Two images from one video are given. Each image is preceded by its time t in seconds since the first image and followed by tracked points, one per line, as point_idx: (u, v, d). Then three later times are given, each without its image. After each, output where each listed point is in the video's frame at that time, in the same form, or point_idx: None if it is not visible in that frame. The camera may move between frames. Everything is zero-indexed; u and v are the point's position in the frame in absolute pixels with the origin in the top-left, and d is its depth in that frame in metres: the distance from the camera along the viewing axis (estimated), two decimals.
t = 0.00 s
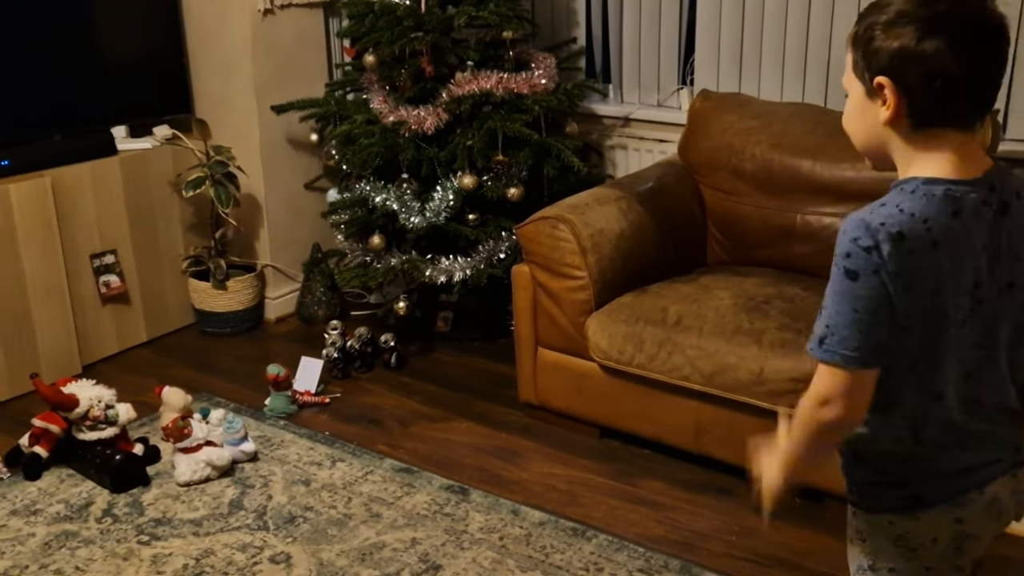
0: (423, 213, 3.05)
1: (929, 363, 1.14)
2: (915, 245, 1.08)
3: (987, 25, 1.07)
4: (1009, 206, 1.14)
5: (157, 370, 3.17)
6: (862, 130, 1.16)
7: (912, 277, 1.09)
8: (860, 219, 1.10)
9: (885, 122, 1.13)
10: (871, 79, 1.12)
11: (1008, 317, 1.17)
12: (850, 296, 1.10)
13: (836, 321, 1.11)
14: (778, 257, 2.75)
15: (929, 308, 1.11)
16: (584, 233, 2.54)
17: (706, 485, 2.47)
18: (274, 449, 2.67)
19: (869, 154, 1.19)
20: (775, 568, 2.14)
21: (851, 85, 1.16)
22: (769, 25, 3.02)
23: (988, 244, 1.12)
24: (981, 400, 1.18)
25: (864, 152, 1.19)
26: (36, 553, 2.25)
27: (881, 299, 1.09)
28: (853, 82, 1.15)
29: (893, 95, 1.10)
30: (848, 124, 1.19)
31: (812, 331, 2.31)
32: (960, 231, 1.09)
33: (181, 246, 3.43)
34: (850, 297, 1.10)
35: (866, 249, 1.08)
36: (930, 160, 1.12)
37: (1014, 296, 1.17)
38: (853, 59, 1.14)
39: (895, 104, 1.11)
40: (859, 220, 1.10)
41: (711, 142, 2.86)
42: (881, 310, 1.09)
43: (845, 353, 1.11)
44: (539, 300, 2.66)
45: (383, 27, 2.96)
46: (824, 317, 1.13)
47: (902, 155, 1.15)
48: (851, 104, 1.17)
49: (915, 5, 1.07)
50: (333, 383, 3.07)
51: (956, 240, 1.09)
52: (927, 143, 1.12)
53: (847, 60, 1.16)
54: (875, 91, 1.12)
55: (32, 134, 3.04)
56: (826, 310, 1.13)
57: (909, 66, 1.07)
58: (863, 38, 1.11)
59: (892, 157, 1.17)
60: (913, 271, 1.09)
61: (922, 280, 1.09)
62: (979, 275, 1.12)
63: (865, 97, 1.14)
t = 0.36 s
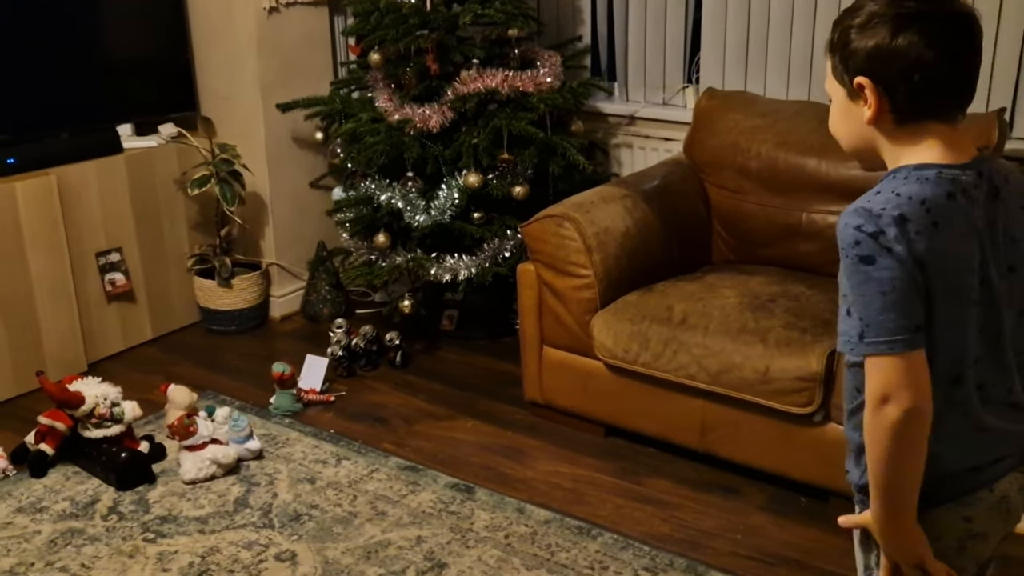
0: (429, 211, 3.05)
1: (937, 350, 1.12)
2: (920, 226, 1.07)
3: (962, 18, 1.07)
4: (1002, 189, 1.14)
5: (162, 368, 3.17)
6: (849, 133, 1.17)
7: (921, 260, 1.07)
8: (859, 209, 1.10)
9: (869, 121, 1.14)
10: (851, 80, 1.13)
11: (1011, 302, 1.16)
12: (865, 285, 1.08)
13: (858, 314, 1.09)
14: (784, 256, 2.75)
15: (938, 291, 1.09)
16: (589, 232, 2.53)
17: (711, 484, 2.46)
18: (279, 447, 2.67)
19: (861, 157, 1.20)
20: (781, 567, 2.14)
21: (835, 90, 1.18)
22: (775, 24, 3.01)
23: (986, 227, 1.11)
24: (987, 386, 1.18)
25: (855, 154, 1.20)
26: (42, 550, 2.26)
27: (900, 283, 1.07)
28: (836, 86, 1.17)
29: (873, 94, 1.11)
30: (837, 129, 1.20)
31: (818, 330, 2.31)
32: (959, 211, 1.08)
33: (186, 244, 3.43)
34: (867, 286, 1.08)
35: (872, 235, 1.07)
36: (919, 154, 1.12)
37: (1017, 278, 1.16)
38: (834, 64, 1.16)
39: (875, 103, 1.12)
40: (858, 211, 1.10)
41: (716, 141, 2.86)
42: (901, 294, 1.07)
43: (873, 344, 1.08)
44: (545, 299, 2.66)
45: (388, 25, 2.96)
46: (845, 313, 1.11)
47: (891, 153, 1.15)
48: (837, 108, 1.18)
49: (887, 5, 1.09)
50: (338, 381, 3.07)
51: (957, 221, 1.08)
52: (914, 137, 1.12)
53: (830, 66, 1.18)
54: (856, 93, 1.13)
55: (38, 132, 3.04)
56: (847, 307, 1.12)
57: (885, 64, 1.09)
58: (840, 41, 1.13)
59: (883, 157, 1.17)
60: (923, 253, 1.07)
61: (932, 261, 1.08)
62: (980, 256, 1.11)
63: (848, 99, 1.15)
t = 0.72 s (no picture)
0: (433, 210, 3.05)
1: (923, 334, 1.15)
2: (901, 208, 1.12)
3: (954, 19, 1.13)
4: (992, 182, 1.16)
5: (166, 366, 3.18)
6: (846, 133, 1.22)
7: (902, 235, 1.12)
8: (844, 192, 1.15)
9: (865, 120, 1.19)
10: (848, 80, 1.18)
11: (1007, 294, 1.19)
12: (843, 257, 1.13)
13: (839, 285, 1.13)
14: (788, 255, 2.74)
15: (921, 273, 1.13)
16: (593, 231, 2.53)
17: (714, 483, 2.46)
18: (283, 445, 2.68)
19: (858, 158, 1.25)
20: (784, 566, 2.14)
21: (832, 91, 1.23)
22: (780, 23, 3.01)
23: (973, 217, 1.15)
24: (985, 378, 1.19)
25: (853, 155, 1.25)
26: (47, 547, 2.26)
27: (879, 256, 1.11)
28: (833, 88, 1.23)
29: (869, 92, 1.16)
30: (833, 129, 1.25)
31: (821, 330, 2.31)
32: (943, 200, 1.13)
33: (191, 242, 3.44)
34: (844, 257, 1.12)
35: (853, 211, 1.13)
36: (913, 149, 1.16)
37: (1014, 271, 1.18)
38: (831, 68, 1.22)
39: (871, 101, 1.17)
40: (843, 193, 1.15)
41: (720, 140, 2.86)
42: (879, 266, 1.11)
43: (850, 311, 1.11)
44: (548, 298, 2.66)
45: (393, 24, 2.96)
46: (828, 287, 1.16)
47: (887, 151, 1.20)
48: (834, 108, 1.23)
49: (883, 7, 1.14)
50: (342, 379, 3.08)
51: (941, 210, 1.12)
52: (908, 134, 1.17)
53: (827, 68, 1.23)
54: (852, 92, 1.18)
55: (44, 130, 3.05)
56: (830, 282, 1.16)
57: (880, 62, 1.14)
58: (838, 43, 1.18)
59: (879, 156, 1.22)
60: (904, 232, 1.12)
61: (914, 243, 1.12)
62: (967, 244, 1.14)
63: (845, 98, 1.20)
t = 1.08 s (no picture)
0: (440, 210, 3.06)
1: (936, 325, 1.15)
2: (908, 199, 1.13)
3: (960, 23, 1.13)
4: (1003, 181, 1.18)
5: (175, 365, 3.19)
6: (856, 140, 1.22)
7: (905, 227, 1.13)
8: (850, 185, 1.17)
9: (877, 127, 1.19)
10: (858, 89, 1.18)
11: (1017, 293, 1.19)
12: (838, 245, 1.14)
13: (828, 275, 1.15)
14: (796, 257, 2.74)
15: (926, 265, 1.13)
16: (601, 232, 2.54)
17: (722, 485, 2.47)
18: (291, 444, 2.69)
19: (867, 163, 1.25)
20: (790, 568, 2.14)
21: (839, 99, 1.22)
22: (787, 25, 3.01)
23: (985, 213, 1.16)
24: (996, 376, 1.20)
25: (862, 161, 1.25)
26: (56, 544, 2.27)
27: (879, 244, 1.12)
28: (841, 96, 1.22)
29: (880, 99, 1.16)
30: (842, 136, 1.25)
31: (829, 331, 2.31)
32: (953, 194, 1.14)
33: (199, 241, 3.45)
34: (839, 245, 1.13)
35: (853, 202, 1.14)
36: (926, 149, 1.17)
37: None
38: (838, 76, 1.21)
39: (883, 108, 1.17)
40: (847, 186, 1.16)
41: (728, 142, 2.86)
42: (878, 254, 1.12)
43: (837, 299, 1.12)
44: (556, 298, 2.66)
45: (402, 24, 2.97)
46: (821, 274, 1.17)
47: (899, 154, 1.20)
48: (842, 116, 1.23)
49: (890, 14, 1.14)
50: (350, 379, 3.08)
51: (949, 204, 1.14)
52: (920, 137, 1.18)
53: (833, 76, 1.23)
54: (863, 100, 1.18)
55: (53, 129, 3.07)
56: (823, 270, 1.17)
57: (891, 69, 1.14)
58: (845, 52, 1.18)
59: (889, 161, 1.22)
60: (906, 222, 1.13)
61: (920, 234, 1.13)
62: (980, 239, 1.15)
63: (854, 106, 1.20)
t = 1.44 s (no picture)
0: (449, 209, 3.07)
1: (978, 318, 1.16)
2: (957, 195, 1.13)
3: (977, 26, 1.15)
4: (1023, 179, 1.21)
5: (183, 363, 3.20)
6: (875, 142, 1.23)
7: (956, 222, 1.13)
8: (895, 182, 1.15)
9: (897, 128, 1.20)
10: (876, 91, 1.20)
11: None
12: (883, 242, 1.12)
13: (868, 274, 1.13)
14: (804, 259, 2.75)
15: (974, 259, 1.14)
16: (610, 233, 2.55)
17: (730, 486, 2.47)
18: (299, 443, 2.70)
19: (887, 165, 1.26)
20: (798, 569, 2.15)
21: (858, 102, 1.24)
22: (797, 26, 3.02)
23: (1018, 207, 1.19)
24: None
25: (882, 163, 1.26)
26: (66, 540, 2.28)
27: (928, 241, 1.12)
28: (859, 100, 1.24)
29: (900, 101, 1.18)
30: (862, 140, 1.26)
31: (838, 333, 2.31)
32: (993, 189, 1.16)
33: (209, 239, 3.46)
34: (885, 242, 1.12)
35: (904, 200, 1.13)
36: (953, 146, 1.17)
37: None
38: (855, 81, 1.23)
39: (903, 109, 1.18)
40: (893, 182, 1.15)
41: (737, 143, 2.86)
42: (927, 252, 1.12)
43: (879, 303, 1.12)
44: (564, 298, 2.67)
45: (412, 24, 2.98)
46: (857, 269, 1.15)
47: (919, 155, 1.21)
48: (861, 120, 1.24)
49: (907, 18, 1.17)
50: (357, 378, 3.09)
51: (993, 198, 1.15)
52: (941, 136, 1.18)
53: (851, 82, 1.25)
54: (882, 102, 1.20)
55: (64, 127, 3.08)
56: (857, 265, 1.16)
57: (910, 71, 1.16)
58: (863, 56, 1.20)
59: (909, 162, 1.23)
60: (955, 218, 1.13)
61: (966, 229, 1.13)
62: (1016, 232, 1.17)
63: (873, 108, 1.21)
